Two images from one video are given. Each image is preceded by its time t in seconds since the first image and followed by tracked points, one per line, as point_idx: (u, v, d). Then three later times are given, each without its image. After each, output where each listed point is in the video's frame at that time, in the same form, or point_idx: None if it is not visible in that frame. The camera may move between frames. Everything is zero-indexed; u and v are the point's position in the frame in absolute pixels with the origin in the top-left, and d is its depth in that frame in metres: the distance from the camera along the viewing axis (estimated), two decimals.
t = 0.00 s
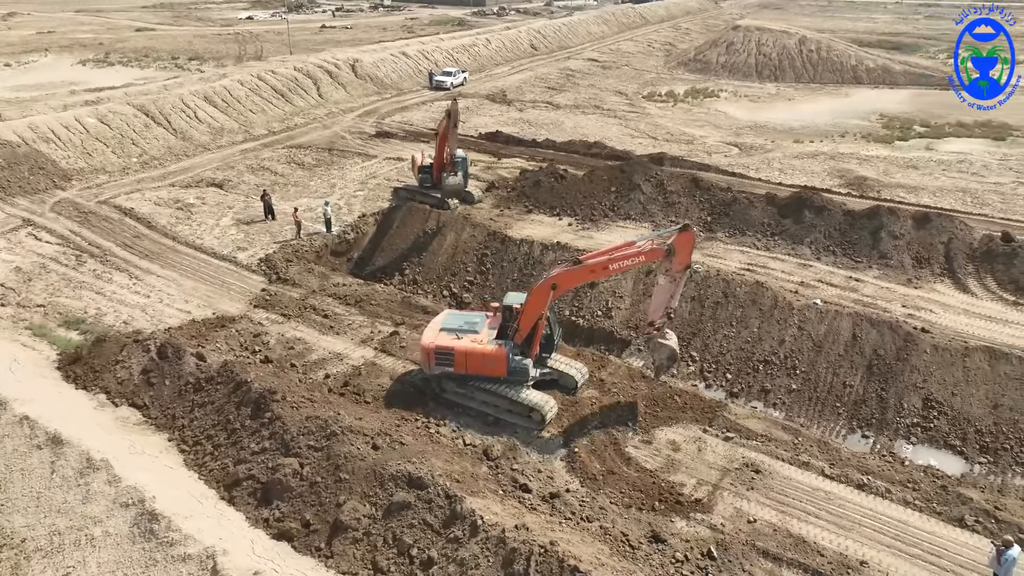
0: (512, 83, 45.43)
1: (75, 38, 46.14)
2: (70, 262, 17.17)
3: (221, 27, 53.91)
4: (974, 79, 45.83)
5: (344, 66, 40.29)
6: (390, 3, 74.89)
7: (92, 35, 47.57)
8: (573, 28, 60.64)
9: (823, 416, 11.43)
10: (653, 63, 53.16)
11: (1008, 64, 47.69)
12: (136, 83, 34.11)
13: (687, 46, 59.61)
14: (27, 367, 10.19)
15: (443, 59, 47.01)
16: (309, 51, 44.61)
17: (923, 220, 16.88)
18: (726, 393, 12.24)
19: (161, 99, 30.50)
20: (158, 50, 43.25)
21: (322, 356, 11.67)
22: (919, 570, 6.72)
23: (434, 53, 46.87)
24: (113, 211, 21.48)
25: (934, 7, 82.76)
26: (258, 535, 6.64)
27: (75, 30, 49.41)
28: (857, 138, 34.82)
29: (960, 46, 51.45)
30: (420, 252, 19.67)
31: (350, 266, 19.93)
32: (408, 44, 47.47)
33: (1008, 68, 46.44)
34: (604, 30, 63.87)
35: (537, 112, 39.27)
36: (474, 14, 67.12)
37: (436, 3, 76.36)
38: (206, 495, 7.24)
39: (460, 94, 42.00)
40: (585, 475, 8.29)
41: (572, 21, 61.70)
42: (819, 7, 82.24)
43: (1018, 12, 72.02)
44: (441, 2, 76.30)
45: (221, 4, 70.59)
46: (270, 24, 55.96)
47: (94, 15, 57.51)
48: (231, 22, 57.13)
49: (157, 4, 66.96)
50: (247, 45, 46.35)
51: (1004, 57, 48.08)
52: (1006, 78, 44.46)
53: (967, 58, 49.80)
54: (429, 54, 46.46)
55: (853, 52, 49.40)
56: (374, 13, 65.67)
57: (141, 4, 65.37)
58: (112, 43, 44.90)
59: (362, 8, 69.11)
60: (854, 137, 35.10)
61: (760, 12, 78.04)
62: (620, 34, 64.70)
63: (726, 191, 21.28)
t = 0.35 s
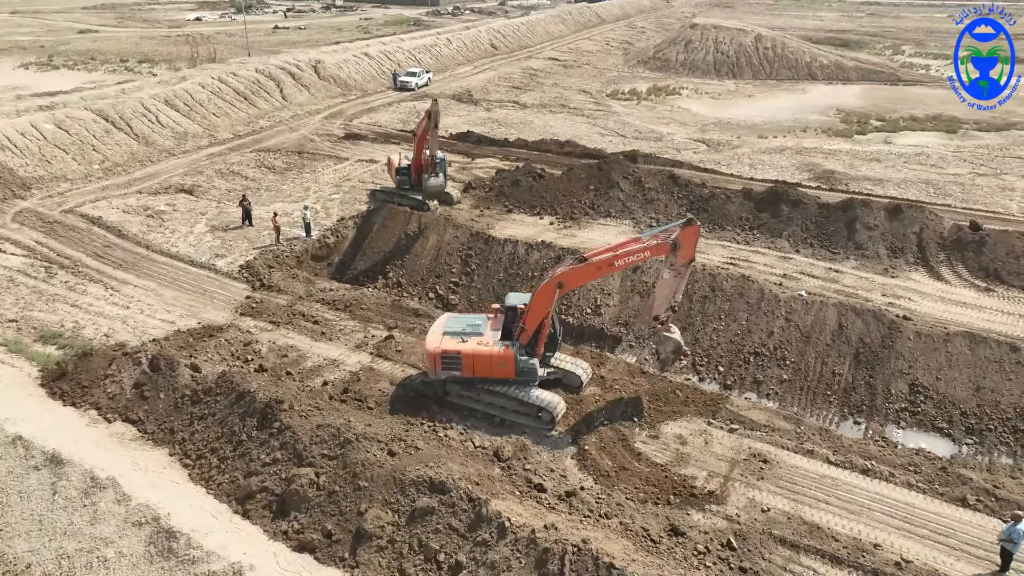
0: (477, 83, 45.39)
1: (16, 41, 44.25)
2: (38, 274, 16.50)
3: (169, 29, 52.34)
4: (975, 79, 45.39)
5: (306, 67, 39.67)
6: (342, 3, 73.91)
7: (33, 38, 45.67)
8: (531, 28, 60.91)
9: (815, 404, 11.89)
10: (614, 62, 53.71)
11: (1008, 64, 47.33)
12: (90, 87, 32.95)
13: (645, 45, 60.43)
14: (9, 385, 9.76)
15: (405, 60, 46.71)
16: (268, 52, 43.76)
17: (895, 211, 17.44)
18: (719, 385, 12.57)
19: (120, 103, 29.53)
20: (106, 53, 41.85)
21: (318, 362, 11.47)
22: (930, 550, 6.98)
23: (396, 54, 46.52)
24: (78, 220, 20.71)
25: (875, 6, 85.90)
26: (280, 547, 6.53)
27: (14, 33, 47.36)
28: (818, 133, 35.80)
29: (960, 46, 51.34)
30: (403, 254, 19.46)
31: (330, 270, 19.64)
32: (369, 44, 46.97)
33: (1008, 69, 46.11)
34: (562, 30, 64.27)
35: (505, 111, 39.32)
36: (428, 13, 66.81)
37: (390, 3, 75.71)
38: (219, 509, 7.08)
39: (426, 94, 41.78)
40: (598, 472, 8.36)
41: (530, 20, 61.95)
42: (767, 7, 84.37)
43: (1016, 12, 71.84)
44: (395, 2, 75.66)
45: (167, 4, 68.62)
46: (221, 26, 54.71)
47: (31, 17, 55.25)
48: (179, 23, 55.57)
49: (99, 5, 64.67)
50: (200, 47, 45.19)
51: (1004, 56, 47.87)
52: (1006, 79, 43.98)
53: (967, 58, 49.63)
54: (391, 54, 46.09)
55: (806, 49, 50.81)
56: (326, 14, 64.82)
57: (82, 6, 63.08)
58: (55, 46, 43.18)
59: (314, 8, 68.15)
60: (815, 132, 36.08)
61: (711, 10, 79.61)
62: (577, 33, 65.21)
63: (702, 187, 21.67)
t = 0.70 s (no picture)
0: (440, 83, 45.19)
1: None
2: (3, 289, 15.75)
3: (113, 31, 50.54)
4: (975, 79, 45.38)
5: (267, 69, 38.89)
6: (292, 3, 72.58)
7: None
8: (489, 27, 60.94)
9: (805, 393, 12.29)
10: (575, 61, 54.13)
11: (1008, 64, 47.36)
12: (40, 92, 31.58)
13: (603, 44, 61.05)
14: None
15: (366, 61, 46.21)
16: (223, 54, 42.74)
17: (868, 204, 18.00)
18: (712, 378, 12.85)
19: (75, 108, 28.40)
20: (49, 57, 40.16)
21: (314, 370, 11.28)
22: (938, 530, 7.26)
23: (357, 55, 45.98)
24: (40, 231, 19.86)
25: (821, 5, 88.65)
26: (304, 560, 6.43)
27: None
28: (780, 128, 36.71)
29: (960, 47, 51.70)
30: (386, 258, 19.22)
31: (312, 275, 19.33)
32: (329, 45, 46.28)
33: (1009, 69, 46.09)
34: (520, 29, 64.51)
35: (472, 112, 39.24)
36: (382, 14, 66.32)
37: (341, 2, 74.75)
38: (236, 525, 6.94)
39: (390, 95, 41.41)
40: (610, 470, 8.44)
41: (488, 20, 61.96)
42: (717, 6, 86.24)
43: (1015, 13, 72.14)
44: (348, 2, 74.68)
45: (107, 5, 66.18)
46: (169, 27, 53.08)
47: None
48: (122, 25, 53.69)
49: (34, 7, 61.87)
50: (148, 49, 43.77)
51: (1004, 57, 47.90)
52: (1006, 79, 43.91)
53: (967, 59, 49.95)
54: (352, 55, 45.54)
55: (761, 47, 52.00)
56: (278, 14, 63.68)
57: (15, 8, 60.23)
58: None
59: (262, 9, 66.72)
60: (777, 128, 36.99)
61: (664, 9, 80.90)
62: (534, 33, 65.48)
63: (679, 184, 22.02)
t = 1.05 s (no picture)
0: (403, 84, 44.81)
1: None
2: None
3: (54, 33, 48.51)
4: (976, 78, 45.15)
5: (227, 72, 38.00)
6: (241, 4, 70.90)
7: None
8: (448, 27, 60.69)
9: (795, 384, 12.71)
10: (535, 60, 54.27)
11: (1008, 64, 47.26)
12: None
13: (561, 43, 61.35)
14: None
15: (327, 62, 45.55)
16: (175, 57, 41.54)
17: (841, 197, 18.55)
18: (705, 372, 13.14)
19: (29, 114, 27.22)
20: None
21: (311, 378, 11.09)
22: (943, 511, 7.58)
23: (317, 56, 45.28)
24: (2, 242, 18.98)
25: (770, 4, 90.87)
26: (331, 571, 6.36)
27: None
28: (743, 125, 37.45)
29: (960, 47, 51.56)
30: (369, 262, 19.00)
31: (292, 281, 19.05)
32: (288, 46, 45.43)
33: (1009, 68, 45.92)
34: (478, 29, 64.41)
35: (439, 112, 39.03)
36: (335, 14, 65.37)
37: (291, 3, 73.31)
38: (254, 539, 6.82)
39: (354, 96, 40.88)
40: (623, 467, 8.55)
41: (445, 20, 61.72)
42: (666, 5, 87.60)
43: (1015, 12, 70.82)
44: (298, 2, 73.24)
45: (44, 6, 63.39)
46: (114, 28, 51.21)
47: None
48: (62, 27, 51.49)
49: None
50: (94, 52, 42.17)
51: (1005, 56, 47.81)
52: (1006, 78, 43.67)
53: (967, 59, 49.79)
54: (313, 57, 44.83)
55: (718, 45, 52.95)
56: (226, 16, 62.10)
57: None
58: None
59: (209, 10, 64.98)
60: (740, 124, 37.75)
61: (616, 8, 81.74)
62: (492, 32, 65.44)
63: (656, 181, 22.31)
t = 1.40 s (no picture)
0: (367, 85, 44.33)
1: None
2: None
3: None
4: (975, 79, 45.29)
5: (185, 75, 37.01)
6: (189, 5, 69.05)
7: None
8: (406, 28, 60.35)
9: (786, 375, 13.07)
10: (496, 60, 54.26)
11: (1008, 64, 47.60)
12: None
13: (520, 43, 61.60)
14: None
15: (287, 64, 44.73)
16: (126, 60, 40.18)
17: (816, 190, 19.07)
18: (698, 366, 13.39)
19: None
20: None
21: (310, 387, 10.89)
22: (946, 492, 7.90)
23: (278, 58, 44.42)
24: None
25: (721, 3, 92.74)
26: None
27: None
28: (708, 122, 38.12)
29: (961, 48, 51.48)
30: (352, 266, 18.74)
31: (273, 288, 18.68)
32: (246, 48, 44.43)
33: (1008, 69, 46.22)
34: (436, 30, 64.14)
35: (407, 113, 38.69)
36: (286, 14, 64.27)
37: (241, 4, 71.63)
38: (277, 554, 6.71)
39: (318, 98, 40.25)
40: (635, 463, 8.66)
41: (403, 20, 61.36)
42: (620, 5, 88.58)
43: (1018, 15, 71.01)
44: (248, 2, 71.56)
45: None
46: (59, 30, 49.21)
47: None
48: None
49: None
50: (39, 53, 40.38)
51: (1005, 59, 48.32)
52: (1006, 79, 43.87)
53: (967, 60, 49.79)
54: (273, 59, 43.98)
55: (676, 44, 53.78)
56: (173, 17, 60.34)
57: None
58: None
59: (155, 12, 63.04)
60: (705, 121, 38.44)
61: (571, 8, 82.38)
62: (450, 32, 65.30)
63: (634, 179, 22.57)
